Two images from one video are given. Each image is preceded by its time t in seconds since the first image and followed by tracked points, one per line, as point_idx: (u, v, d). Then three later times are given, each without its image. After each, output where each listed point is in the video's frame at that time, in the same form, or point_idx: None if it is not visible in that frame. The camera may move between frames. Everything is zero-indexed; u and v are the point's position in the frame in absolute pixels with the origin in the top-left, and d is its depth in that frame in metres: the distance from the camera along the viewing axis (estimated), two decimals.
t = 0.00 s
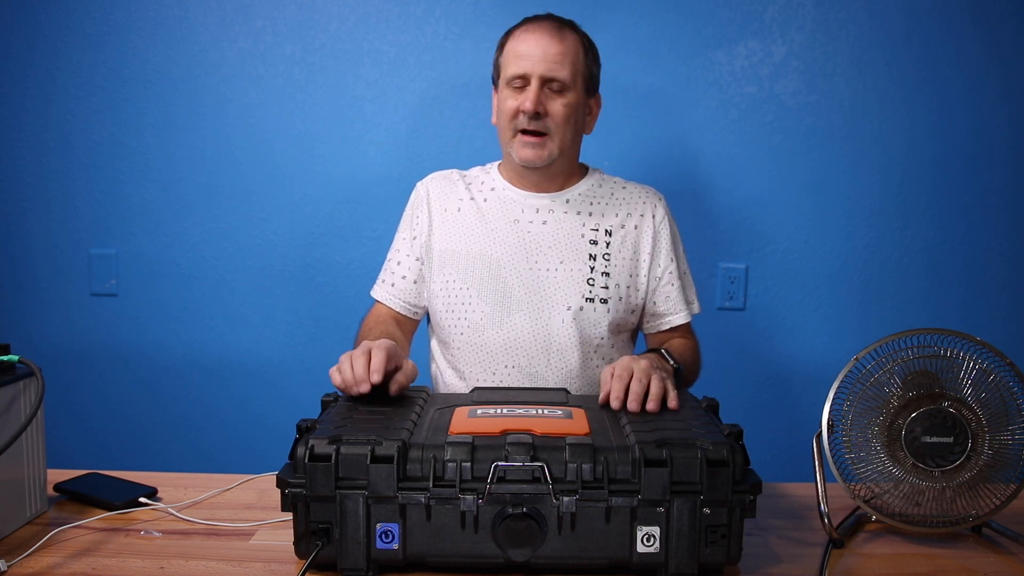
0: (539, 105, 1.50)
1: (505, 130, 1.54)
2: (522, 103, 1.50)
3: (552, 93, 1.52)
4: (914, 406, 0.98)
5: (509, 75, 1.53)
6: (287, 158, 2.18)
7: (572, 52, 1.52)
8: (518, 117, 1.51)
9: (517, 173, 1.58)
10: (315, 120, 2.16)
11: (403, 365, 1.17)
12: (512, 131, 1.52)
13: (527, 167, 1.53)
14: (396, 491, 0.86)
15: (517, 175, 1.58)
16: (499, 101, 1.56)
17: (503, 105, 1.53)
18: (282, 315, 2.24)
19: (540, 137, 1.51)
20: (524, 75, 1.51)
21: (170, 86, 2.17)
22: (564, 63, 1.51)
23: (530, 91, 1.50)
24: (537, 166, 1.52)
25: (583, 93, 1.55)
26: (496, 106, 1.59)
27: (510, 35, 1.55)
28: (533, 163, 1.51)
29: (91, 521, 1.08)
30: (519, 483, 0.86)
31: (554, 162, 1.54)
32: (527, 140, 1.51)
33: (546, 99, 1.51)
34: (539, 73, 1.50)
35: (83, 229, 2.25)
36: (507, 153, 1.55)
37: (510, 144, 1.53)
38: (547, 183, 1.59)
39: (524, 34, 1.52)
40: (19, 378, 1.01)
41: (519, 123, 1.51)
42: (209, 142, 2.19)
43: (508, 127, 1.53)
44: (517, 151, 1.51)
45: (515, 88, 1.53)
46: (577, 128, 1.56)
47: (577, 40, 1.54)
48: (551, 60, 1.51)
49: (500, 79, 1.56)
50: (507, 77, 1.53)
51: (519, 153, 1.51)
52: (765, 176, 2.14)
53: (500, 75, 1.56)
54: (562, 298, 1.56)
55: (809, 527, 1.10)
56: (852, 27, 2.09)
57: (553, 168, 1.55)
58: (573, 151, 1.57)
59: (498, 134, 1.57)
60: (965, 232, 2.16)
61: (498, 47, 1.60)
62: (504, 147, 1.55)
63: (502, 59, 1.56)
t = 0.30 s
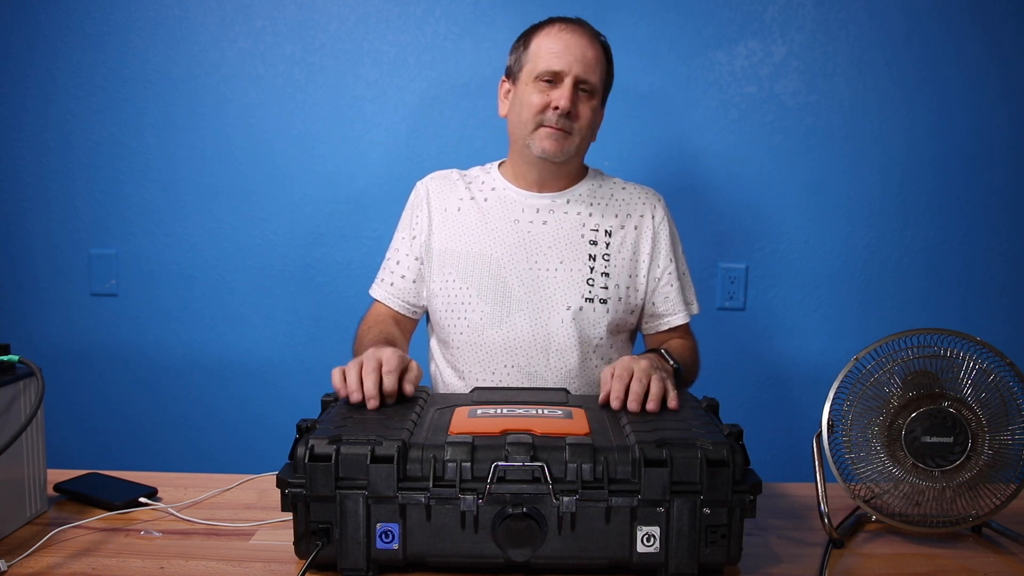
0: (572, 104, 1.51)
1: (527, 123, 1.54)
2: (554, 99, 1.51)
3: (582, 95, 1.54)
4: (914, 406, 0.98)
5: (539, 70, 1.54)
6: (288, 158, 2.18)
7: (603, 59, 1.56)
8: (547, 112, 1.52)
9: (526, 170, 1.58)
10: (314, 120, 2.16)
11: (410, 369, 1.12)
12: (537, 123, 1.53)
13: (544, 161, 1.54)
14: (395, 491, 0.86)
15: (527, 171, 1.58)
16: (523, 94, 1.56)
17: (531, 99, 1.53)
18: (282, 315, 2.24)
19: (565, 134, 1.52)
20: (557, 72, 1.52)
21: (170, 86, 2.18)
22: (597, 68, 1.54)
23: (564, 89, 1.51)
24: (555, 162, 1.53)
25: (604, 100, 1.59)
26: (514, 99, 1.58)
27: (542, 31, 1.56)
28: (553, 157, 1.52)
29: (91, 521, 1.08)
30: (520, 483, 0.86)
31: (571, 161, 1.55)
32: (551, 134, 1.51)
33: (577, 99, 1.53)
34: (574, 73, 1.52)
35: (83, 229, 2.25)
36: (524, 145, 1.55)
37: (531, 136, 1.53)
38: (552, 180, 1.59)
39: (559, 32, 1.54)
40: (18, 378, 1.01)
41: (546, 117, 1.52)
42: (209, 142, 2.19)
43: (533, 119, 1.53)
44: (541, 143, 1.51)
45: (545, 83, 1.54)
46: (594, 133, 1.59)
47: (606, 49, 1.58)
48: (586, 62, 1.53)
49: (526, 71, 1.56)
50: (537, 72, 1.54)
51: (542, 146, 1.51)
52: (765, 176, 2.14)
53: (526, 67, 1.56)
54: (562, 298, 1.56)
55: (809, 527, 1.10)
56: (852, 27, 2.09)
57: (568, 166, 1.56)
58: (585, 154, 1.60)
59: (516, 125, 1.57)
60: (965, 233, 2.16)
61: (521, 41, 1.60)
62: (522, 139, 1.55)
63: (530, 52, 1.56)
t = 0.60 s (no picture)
0: (578, 103, 1.51)
1: (533, 121, 1.54)
2: (560, 98, 1.52)
3: (588, 95, 1.54)
4: (914, 406, 0.98)
5: (545, 70, 1.54)
6: (287, 158, 2.18)
7: (610, 60, 1.57)
8: (553, 110, 1.52)
9: (529, 169, 1.58)
10: (315, 120, 2.16)
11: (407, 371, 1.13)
12: (542, 121, 1.53)
13: (549, 159, 1.54)
14: (395, 491, 0.86)
15: (530, 170, 1.58)
16: (529, 92, 1.56)
17: (537, 97, 1.54)
18: (282, 315, 2.24)
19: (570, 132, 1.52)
20: (564, 72, 1.53)
21: (170, 86, 2.18)
22: (603, 69, 1.55)
23: (570, 88, 1.52)
24: (560, 160, 1.53)
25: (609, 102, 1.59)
26: (520, 98, 1.59)
27: (549, 31, 1.56)
28: (557, 156, 1.52)
29: (91, 521, 1.08)
30: (520, 483, 0.86)
31: (575, 160, 1.55)
32: (556, 132, 1.51)
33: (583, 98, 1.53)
34: (581, 73, 1.52)
35: (83, 229, 2.25)
36: (529, 143, 1.55)
37: (536, 135, 1.53)
38: (555, 180, 1.59)
39: (567, 32, 1.54)
40: (19, 378, 1.01)
41: (552, 115, 1.52)
42: (209, 142, 2.19)
43: (538, 118, 1.53)
44: (546, 142, 1.52)
45: (551, 82, 1.54)
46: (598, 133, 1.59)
47: (612, 51, 1.58)
48: (593, 63, 1.53)
49: (532, 70, 1.56)
50: (544, 71, 1.54)
51: (547, 144, 1.52)
52: (765, 176, 2.14)
53: (533, 66, 1.56)
54: (564, 299, 1.56)
55: (809, 527, 1.10)
56: (852, 27, 2.09)
57: (572, 166, 1.56)
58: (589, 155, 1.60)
59: (522, 124, 1.57)
60: (964, 233, 2.16)
61: (528, 40, 1.60)
62: (528, 137, 1.55)
63: (537, 52, 1.56)
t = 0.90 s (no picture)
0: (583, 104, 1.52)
1: (539, 120, 1.54)
2: (566, 98, 1.52)
3: (594, 96, 1.54)
4: (914, 406, 0.98)
5: (551, 69, 1.54)
6: (288, 158, 2.18)
7: (615, 61, 1.57)
8: (559, 110, 1.52)
9: (531, 169, 1.58)
10: (314, 120, 2.16)
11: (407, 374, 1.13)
12: (548, 122, 1.53)
13: (552, 160, 1.54)
14: (395, 491, 0.86)
15: (533, 170, 1.58)
16: (534, 91, 1.56)
17: (543, 96, 1.54)
18: (282, 315, 2.24)
19: (574, 134, 1.53)
20: (571, 71, 1.53)
21: (170, 86, 2.18)
22: (609, 70, 1.55)
23: (577, 88, 1.52)
24: (563, 161, 1.54)
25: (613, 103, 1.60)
26: (525, 96, 1.59)
27: (557, 30, 1.56)
28: (561, 157, 1.53)
29: (91, 521, 1.08)
30: (520, 483, 0.86)
31: (578, 161, 1.56)
32: (560, 133, 1.52)
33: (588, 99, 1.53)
34: (588, 74, 1.52)
35: (83, 229, 2.25)
36: (533, 142, 1.55)
37: (540, 134, 1.54)
38: (556, 180, 1.59)
39: (574, 32, 1.54)
40: (19, 378, 1.01)
41: (559, 116, 1.52)
42: (209, 142, 2.19)
43: (544, 117, 1.53)
44: (549, 143, 1.52)
45: (557, 81, 1.54)
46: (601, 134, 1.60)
47: (617, 53, 1.59)
48: (599, 64, 1.53)
49: (538, 69, 1.56)
50: (550, 70, 1.54)
51: (551, 145, 1.52)
52: (765, 176, 2.14)
53: (539, 65, 1.56)
54: (564, 299, 1.56)
55: (810, 527, 1.10)
56: (852, 27, 2.09)
57: (575, 167, 1.57)
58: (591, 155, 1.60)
59: (526, 122, 1.57)
60: (964, 233, 2.16)
61: (533, 40, 1.60)
62: (532, 136, 1.55)
63: (544, 50, 1.56)
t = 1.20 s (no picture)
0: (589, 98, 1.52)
1: (544, 115, 1.55)
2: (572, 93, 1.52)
3: (600, 93, 1.55)
4: (913, 406, 0.98)
5: (558, 66, 1.55)
6: (288, 158, 2.18)
7: (622, 62, 1.58)
8: (564, 104, 1.52)
9: (537, 165, 1.58)
10: (315, 120, 2.16)
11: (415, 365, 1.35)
12: (553, 116, 1.54)
13: (557, 154, 1.54)
14: (395, 491, 0.86)
15: (537, 166, 1.58)
16: (540, 87, 1.57)
17: (548, 92, 1.54)
18: (282, 315, 2.24)
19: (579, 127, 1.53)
20: (577, 69, 1.54)
21: (170, 86, 2.18)
22: (615, 69, 1.56)
23: (582, 83, 1.52)
24: (567, 155, 1.53)
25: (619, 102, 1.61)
26: (531, 93, 1.59)
27: (565, 30, 1.58)
28: (565, 150, 1.53)
29: (91, 521, 1.08)
30: (520, 483, 0.86)
31: (582, 157, 1.56)
32: (565, 126, 1.52)
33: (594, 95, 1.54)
34: (594, 70, 1.53)
35: (83, 229, 2.25)
36: (538, 137, 1.55)
37: (545, 128, 1.54)
38: (561, 177, 1.59)
39: (582, 31, 1.56)
40: (19, 378, 1.01)
41: (563, 109, 1.52)
42: (209, 142, 2.19)
43: (549, 112, 1.54)
44: (554, 136, 1.53)
45: (564, 77, 1.55)
46: (606, 133, 1.60)
47: (625, 56, 1.60)
48: (605, 62, 1.55)
49: (546, 67, 1.58)
50: (558, 67, 1.55)
51: (555, 138, 1.53)
52: (765, 176, 2.14)
53: (546, 63, 1.57)
54: (567, 298, 1.56)
55: (810, 528, 1.10)
56: (852, 27, 2.09)
57: (579, 163, 1.57)
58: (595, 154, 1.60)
59: (532, 118, 1.57)
60: (964, 233, 2.16)
61: (542, 40, 1.62)
62: (537, 131, 1.56)
63: (552, 49, 1.58)
